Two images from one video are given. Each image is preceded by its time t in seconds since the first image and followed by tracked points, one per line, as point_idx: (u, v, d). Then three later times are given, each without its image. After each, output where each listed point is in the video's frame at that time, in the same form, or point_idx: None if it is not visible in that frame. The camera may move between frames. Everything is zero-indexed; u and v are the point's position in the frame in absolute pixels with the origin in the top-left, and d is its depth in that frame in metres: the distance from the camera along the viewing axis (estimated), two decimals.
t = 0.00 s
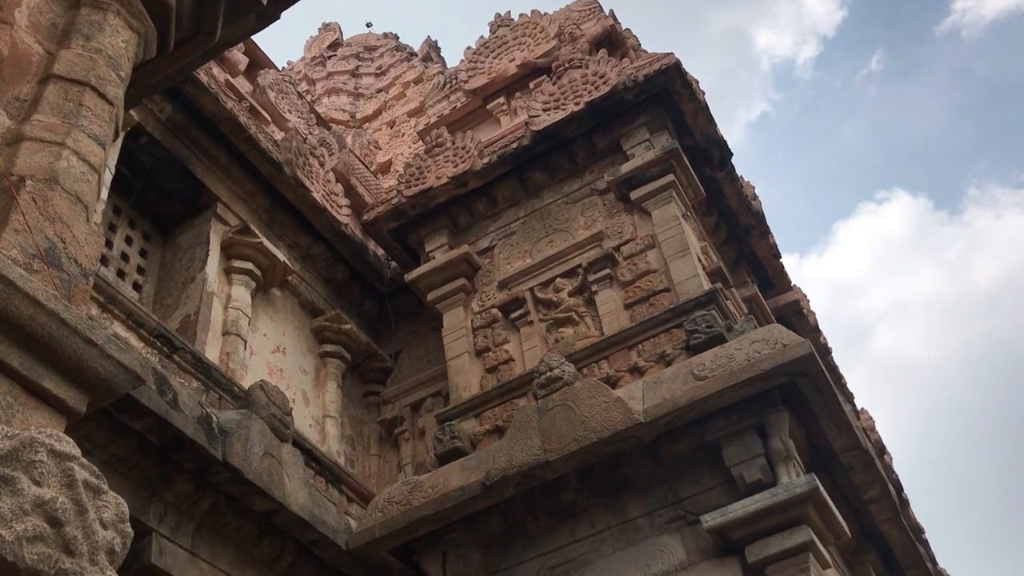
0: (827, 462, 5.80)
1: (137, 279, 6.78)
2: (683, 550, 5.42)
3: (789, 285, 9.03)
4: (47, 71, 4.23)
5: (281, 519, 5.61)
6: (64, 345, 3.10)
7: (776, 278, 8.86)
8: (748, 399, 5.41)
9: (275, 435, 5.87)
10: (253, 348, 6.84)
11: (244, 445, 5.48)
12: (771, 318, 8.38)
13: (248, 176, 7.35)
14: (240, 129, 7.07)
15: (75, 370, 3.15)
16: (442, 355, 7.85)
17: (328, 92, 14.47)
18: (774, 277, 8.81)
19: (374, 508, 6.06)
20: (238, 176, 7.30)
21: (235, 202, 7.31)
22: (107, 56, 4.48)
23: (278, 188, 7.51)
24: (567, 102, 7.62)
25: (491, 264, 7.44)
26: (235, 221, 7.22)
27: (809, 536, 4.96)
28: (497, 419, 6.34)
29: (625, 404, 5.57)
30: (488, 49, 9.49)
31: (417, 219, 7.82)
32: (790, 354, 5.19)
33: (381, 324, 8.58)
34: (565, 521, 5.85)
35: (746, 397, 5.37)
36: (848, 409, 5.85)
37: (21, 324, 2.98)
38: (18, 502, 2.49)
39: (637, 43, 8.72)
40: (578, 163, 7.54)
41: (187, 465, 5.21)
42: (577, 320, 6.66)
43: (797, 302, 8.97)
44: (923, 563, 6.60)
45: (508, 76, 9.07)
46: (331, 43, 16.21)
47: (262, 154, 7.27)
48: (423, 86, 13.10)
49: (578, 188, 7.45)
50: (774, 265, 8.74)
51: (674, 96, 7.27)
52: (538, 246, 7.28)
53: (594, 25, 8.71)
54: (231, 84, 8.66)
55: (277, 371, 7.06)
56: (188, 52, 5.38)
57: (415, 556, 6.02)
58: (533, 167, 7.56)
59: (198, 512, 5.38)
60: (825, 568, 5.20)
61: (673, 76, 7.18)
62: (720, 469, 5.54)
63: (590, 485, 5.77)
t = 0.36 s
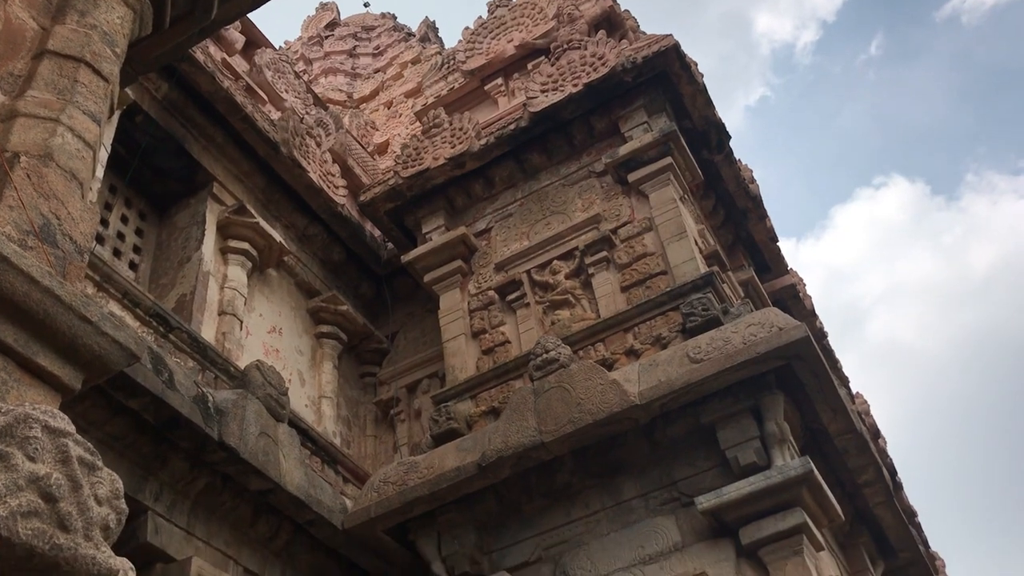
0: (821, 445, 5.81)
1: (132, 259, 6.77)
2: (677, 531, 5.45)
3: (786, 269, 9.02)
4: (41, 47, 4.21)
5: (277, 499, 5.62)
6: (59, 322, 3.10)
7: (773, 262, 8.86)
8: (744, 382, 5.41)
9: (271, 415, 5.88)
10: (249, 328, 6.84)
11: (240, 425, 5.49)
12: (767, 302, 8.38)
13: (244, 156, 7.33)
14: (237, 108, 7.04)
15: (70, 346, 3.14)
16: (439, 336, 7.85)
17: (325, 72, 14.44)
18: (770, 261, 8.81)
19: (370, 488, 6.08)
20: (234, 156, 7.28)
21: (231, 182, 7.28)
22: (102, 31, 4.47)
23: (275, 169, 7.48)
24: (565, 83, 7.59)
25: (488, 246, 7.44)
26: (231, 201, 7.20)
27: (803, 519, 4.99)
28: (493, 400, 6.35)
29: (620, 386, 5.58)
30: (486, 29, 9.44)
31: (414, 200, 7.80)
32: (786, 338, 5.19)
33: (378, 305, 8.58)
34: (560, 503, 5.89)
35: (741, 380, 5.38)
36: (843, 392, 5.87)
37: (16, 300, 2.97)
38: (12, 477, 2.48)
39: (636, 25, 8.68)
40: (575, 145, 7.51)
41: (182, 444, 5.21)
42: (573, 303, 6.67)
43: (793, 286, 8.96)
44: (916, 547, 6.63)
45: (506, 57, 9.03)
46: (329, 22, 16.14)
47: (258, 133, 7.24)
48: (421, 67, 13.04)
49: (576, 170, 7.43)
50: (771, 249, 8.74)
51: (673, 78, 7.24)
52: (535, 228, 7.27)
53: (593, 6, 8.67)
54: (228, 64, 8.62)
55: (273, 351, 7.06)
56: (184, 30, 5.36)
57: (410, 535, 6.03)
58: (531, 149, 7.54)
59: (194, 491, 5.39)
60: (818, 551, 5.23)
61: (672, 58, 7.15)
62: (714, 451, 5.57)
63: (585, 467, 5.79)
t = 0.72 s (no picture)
0: (814, 427, 5.84)
1: (127, 234, 6.76)
2: (669, 511, 5.49)
3: (781, 252, 9.02)
4: (35, 19, 4.17)
5: (271, 476, 5.64)
6: (53, 296, 3.09)
7: (768, 245, 8.86)
8: (738, 363, 5.43)
9: (265, 392, 5.89)
10: (244, 305, 6.84)
11: (235, 401, 5.50)
12: (762, 284, 8.38)
13: (240, 133, 7.30)
14: (233, 84, 7.01)
15: (64, 320, 3.14)
16: (434, 316, 7.86)
17: (321, 49, 14.39)
18: (766, 243, 8.81)
19: (364, 465, 6.10)
20: (230, 132, 7.25)
21: (227, 158, 7.25)
22: (96, 4, 4.45)
23: (271, 145, 7.45)
24: (563, 62, 7.56)
25: (485, 226, 7.43)
26: (227, 177, 7.17)
27: (794, 500, 5.01)
28: (488, 380, 6.37)
29: (615, 366, 5.59)
30: (484, 7, 9.38)
31: (410, 179, 7.78)
32: (780, 320, 5.20)
33: (373, 283, 8.58)
34: (553, 482, 5.92)
35: (735, 361, 5.39)
36: (836, 374, 5.88)
37: (8, 274, 2.95)
38: (6, 450, 2.48)
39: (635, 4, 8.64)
40: (573, 125, 7.49)
41: (177, 420, 5.23)
42: (569, 283, 6.67)
43: (788, 268, 8.89)
44: (906, 529, 6.68)
45: (504, 35, 8.99)
46: None
47: (254, 110, 7.21)
48: (418, 44, 12.95)
49: (572, 150, 7.41)
50: (766, 232, 8.74)
51: (671, 58, 7.21)
52: (531, 208, 7.26)
53: None
54: (224, 39, 8.56)
55: (268, 328, 7.07)
56: (179, 4, 5.33)
57: (403, 513, 6.05)
58: (528, 129, 7.51)
59: (188, 467, 5.41)
60: (809, 531, 5.26)
61: (671, 38, 7.12)
62: (707, 432, 5.60)
63: (579, 446, 5.81)
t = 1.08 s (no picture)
0: (810, 407, 5.85)
1: (125, 210, 6.74)
2: (665, 489, 5.51)
3: (780, 232, 9.01)
4: None
5: (269, 452, 5.66)
6: (50, 271, 3.08)
7: (767, 225, 8.85)
8: (735, 343, 5.43)
9: (263, 368, 5.90)
10: (242, 282, 6.84)
11: (233, 378, 5.51)
12: (760, 264, 8.38)
13: (238, 109, 7.27)
14: (231, 59, 6.97)
15: (60, 295, 3.14)
16: (432, 294, 7.86)
17: (320, 24, 14.30)
18: (765, 223, 8.80)
19: (361, 442, 6.12)
20: (228, 108, 7.21)
21: (225, 134, 7.23)
22: None
23: (269, 121, 7.42)
24: (563, 40, 7.51)
25: (483, 204, 7.41)
26: (225, 153, 7.15)
27: (790, 480, 5.04)
28: (486, 358, 6.38)
29: (612, 345, 5.60)
30: None
31: (408, 156, 7.76)
32: (778, 300, 5.19)
33: (372, 261, 8.57)
34: (550, 460, 5.94)
35: (733, 341, 5.39)
36: (833, 355, 5.90)
37: (4, 247, 2.94)
38: (3, 424, 2.48)
39: None
40: (572, 103, 7.45)
41: (175, 396, 5.24)
42: (567, 263, 6.67)
43: (787, 249, 8.90)
44: (901, 509, 6.71)
45: (503, 12, 8.92)
46: None
47: (252, 86, 7.17)
48: (418, 21, 12.81)
49: (572, 129, 7.39)
50: (765, 212, 8.72)
51: (672, 36, 7.17)
52: (530, 186, 7.23)
53: None
54: (222, 14, 8.51)
55: (266, 305, 7.07)
56: None
57: (401, 490, 6.08)
58: (527, 106, 7.48)
59: (186, 443, 5.43)
60: (804, 511, 5.29)
61: (672, 16, 7.08)
62: (704, 411, 5.61)
63: (575, 425, 5.83)
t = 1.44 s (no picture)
0: (810, 386, 5.87)
1: (125, 188, 6.74)
2: (664, 468, 5.54)
3: (781, 213, 8.99)
4: None
5: (269, 430, 5.69)
6: (50, 249, 3.08)
7: (768, 205, 8.83)
8: (735, 323, 5.44)
9: (264, 347, 5.91)
10: (243, 261, 6.84)
11: (234, 356, 5.53)
12: (760, 245, 8.37)
13: (238, 87, 7.24)
14: (230, 38, 6.93)
15: (61, 273, 3.15)
16: (433, 273, 7.87)
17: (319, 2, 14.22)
18: (766, 204, 8.78)
19: (362, 420, 6.14)
20: (228, 87, 7.19)
21: (225, 113, 7.21)
22: None
23: (269, 100, 7.40)
24: (564, 18, 7.45)
25: (484, 183, 7.40)
26: (225, 132, 7.13)
27: (789, 459, 5.06)
28: (486, 338, 6.39)
29: (612, 325, 5.61)
30: None
31: (409, 135, 7.74)
32: (779, 280, 5.19)
33: (372, 241, 8.57)
34: (550, 439, 5.97)
35: (733, 321, 5.40)
36: (833, 335, 5.91)
37: (5, 225, 2.94)
38: (5, 400, 2.48)
39: None
40: (573, 81, 7.42)
41: (176, 374, 5.25)
42: (568, 243, 6.67)
43: (788, 230, 8.88)
44: (899, 488, 6.74)
45: None
46: None
47: (252, 64, 7.14)
48: None
49: (573, 108, 7.36)
50: (766, 192, 8.70)
51: (674, 15, 7.14)
52: (531, 166, 7.22)
53: None
54: None
55: (266, 284, 7.07)
56: None
57: (401, 468, 6.11)
58: (528, 86, 7.45)
59: (188, 421, 5.45)
60: (802, 490, 5.32)
61: None
62: (703, 391, 5.63)
63: (575, 404, 5.85)
